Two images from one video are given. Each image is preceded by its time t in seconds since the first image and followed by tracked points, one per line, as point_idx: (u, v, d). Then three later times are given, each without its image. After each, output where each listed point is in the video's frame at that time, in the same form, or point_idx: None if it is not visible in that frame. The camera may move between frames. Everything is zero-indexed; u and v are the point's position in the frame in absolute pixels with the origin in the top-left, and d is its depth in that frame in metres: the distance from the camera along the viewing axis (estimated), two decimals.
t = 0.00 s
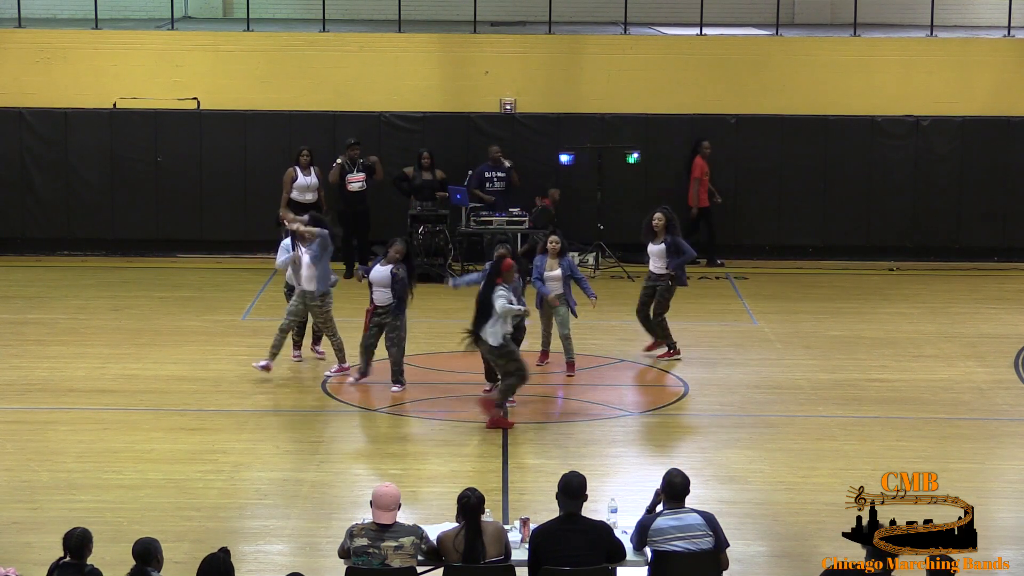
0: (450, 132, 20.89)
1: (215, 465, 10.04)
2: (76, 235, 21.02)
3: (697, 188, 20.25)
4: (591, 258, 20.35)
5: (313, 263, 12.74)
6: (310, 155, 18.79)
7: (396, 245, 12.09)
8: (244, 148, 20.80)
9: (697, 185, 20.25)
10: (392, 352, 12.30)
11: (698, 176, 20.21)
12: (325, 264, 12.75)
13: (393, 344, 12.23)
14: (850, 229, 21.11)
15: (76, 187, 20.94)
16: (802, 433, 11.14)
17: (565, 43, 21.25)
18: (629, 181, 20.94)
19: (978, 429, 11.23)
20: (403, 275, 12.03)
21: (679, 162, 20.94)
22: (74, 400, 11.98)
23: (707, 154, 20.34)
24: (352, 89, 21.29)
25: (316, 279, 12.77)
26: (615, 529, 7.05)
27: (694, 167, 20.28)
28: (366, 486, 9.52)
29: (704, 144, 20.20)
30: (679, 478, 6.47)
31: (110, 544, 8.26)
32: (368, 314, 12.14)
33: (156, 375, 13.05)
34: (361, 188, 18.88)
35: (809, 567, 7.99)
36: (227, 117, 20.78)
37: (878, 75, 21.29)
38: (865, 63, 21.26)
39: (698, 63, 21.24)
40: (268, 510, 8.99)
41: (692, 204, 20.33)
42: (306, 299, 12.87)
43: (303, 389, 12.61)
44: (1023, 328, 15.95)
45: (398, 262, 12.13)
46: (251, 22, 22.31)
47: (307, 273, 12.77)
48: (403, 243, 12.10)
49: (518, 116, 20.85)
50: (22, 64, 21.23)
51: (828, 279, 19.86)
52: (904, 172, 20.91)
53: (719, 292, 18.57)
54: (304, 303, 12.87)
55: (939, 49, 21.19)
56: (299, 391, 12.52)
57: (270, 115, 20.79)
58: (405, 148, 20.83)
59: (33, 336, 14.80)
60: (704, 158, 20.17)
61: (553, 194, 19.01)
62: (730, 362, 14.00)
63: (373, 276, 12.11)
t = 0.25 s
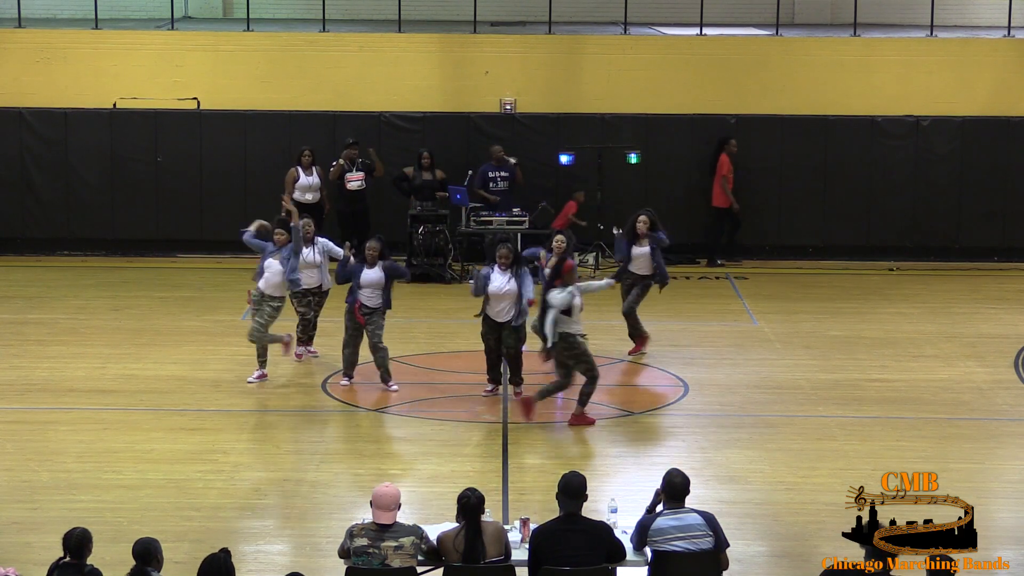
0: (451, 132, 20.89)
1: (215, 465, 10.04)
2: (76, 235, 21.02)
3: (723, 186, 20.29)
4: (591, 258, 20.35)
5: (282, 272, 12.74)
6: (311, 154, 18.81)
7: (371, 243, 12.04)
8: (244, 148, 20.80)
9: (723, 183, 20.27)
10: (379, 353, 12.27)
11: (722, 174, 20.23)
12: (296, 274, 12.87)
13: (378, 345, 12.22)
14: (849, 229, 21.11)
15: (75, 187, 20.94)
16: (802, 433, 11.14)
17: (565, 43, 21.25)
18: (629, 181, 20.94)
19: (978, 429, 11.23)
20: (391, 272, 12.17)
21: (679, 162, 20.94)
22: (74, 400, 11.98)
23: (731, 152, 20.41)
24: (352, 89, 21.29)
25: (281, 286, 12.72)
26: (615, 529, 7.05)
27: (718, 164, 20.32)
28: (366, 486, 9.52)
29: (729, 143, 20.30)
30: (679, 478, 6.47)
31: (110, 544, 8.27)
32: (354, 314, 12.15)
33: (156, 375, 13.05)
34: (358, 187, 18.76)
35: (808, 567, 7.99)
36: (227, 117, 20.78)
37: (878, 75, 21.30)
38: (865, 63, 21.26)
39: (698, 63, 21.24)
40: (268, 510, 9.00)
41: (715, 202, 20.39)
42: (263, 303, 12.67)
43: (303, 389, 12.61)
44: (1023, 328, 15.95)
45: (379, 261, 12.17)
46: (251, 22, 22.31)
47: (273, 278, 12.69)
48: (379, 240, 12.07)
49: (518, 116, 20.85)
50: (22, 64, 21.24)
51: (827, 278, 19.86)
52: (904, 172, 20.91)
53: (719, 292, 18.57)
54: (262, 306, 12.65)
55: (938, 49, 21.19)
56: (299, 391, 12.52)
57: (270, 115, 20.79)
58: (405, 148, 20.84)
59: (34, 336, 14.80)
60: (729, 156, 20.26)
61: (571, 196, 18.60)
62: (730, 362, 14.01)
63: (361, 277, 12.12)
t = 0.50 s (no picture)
0: (450, 132, 20.89)
1: (215, 465, 10.04)
2: (76, 235, 21.03)
3: (750, 188, 20.39)
4: (591, 258, 20.35)
5: (251, 276, 12.33)
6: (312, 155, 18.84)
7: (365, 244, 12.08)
8: (243, 148, 20.80)
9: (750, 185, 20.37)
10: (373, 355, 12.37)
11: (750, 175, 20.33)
12: (264, 278, 12.47)
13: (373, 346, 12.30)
14: (849, 229, 21.11)
15: (75, 187, 20.94)
16: (802, 433, 11.14)
17: (565, 43, 21.25)
18: (629, 181, 20.93)
19: (978, 429, 11.23)
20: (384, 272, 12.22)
21: (679, 162, 20.95)
22: (74, 400, 11.98)
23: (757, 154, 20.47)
24: (352, 89, 21.29)
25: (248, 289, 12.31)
26: (615, 529, 7.05)
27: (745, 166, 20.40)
28: (366, 486, 9.52)
29: (756, 145, 20.33)
30: (679, 478, 6.47)
31: (110, 544, 8.27)
32: (350, 315, 12.16)
33: (156, 375, 13.05)
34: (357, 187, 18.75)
35: (808, 567, 7.99)
36: (227, 117, 20.78)
37: (878, 75, 21.29)
38: (865, 63, 21.26)
39: (698, 63, 21.24)
40: (268, 510, 8.99)
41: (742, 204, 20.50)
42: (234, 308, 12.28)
43: (303, 389, 12.61)
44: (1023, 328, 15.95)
45: (373, 260, 12.22)
46: (251, 22, 22.30)
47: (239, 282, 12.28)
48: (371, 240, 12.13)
49: (518, 116, 20.85)
50: (22, 64, 21.24)
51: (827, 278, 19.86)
52: (904, 172, 20.92)
53: (719, 292, 18.57)
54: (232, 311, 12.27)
55: (938, 49, 21.19)
56: (299, 390, 12.52)
57: (270, 115, 20.79)
58: (405, 148, 20.83)
59: (33, 336, 14.80)
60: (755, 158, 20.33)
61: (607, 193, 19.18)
62: (730, 362, 14.01)
63: (359, 277, 12.13)
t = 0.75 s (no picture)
0: (450, 132, 20.89)
1: (215, 465, 10.04)
2: (76, 235, 21.03)
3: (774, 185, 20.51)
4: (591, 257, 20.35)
5: (220, 276, 11.94)
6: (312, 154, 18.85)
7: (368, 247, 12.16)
8: (244, 148, 20.81)
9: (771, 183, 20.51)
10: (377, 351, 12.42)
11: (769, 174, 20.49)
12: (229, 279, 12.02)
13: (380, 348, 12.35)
14: (850, 229, 21.11)
15: (75, 187, 20.94)
16: (802, 433, 11.14)
17: (565, 43, 21.25)
18: (629, 181, 20.93)
19: (978, 429, 11.23)
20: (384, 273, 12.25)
21: (679, 162, 20.95)
22: (74, 400, 11.98)
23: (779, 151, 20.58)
24: (352, 89, 21.29)
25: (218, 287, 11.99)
26: (615, 529, 7.05)
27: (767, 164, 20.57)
28: (367, 486, 9.52)
29: (777, 142, 20.49)
30: (679, 478, 6.48)
31: (110, 544, 8.27)
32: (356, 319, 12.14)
33: (157, 375, 13.05)
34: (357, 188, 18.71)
35: (809, 567, 8.00)
36: (227, 117, 20.78)
37: (878, 75, 21.30)
38: (865, 63, 21.26)
39: (698, 62, 21.24)
40: (268, 510, 9.00)
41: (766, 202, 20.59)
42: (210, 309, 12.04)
43: (303, 389, 12.61)
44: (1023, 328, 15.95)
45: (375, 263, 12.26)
46: (251, 22, 22.31)
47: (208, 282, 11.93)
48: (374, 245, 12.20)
49: (518, 116, 20.85)
50: (22, 64, 21.24)
51: (828, 278, 19.86)
52: (904, 172, 20.91)
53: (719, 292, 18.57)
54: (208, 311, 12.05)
55: (938, 49, 21.19)
56: (299, 390, 12.53)
57: (270, 115, 20.79)
58: (405, 148, 20.84)
59: (33, 336, 14.80)
60: (777, 156, 20.52)
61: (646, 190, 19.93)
62: (730, 362, 14.01)
63: (359, 278, 12.13)
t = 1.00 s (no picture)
0: (450, 132, 20.88)
1: (215, 465, 10.04)
2: (76, 235, 21.03)
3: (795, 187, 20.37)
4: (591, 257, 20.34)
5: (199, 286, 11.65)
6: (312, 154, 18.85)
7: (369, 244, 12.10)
8: (243, 148, 20.80)
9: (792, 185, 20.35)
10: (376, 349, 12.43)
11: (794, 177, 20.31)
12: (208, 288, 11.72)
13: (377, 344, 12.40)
14: (850, 229, 21.11)
15: (75, 187, 20.94)
16: (802, 433, 11.13)
17: (565, 43, 21.25)
18: (629, 181, 20.93)
19: (978, 429, 11.23)
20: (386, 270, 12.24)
21: (679, 162, 20.95)
22: (74, 400, 11.98)
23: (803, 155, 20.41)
24: (352, 89, 21.29)
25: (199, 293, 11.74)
26: (615, 529, 7.05)
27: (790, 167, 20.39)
28: (367, 486, 9.51)
29: (801, 146, 20.33)
30: (679, 478, 6.46)
31: (110, 544, 8.27)
32: (358, 316, 12.05)
33: (157, 375, 13.05)
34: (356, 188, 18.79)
35: (809, 567, 7.99)
36: (227, 117, 20.77)
37: (878, 75, 21.30)
38: (865, 63, 21.26)
39: (698, 63, 21.25)
40: (268, 510, 9.00)
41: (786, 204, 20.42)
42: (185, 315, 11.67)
43: (303, 389, 12.61)
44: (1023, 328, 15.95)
45: (376, 261, 12.21)
46: (251, 22, 22.31)
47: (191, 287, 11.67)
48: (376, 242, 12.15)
49: (518, 116, 20.84)
50: (21, 64, 21.24)
51: (827, 278, 19.85)
52: (904, 172, 20.91)
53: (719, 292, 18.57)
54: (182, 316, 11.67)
55: (938, 49, 21.19)
56: (299, 390, 12.52)
57: (270, 115, 20.79)
58: (405, 148, 20.83)
59: (33, 336, 14.80)
60: (801, 159, 20.32)
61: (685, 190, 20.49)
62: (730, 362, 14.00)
63: (362, 278, 12.14)
